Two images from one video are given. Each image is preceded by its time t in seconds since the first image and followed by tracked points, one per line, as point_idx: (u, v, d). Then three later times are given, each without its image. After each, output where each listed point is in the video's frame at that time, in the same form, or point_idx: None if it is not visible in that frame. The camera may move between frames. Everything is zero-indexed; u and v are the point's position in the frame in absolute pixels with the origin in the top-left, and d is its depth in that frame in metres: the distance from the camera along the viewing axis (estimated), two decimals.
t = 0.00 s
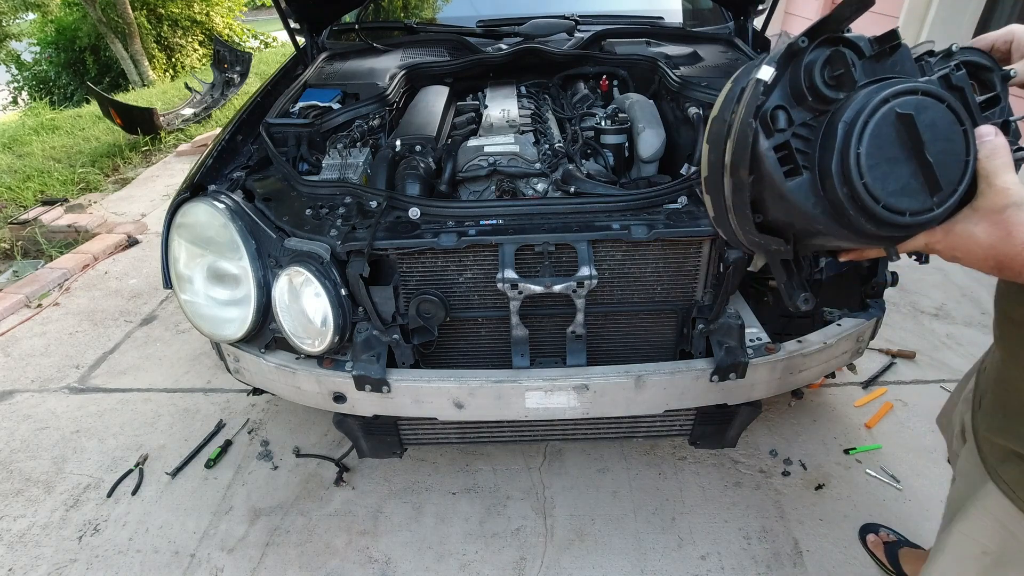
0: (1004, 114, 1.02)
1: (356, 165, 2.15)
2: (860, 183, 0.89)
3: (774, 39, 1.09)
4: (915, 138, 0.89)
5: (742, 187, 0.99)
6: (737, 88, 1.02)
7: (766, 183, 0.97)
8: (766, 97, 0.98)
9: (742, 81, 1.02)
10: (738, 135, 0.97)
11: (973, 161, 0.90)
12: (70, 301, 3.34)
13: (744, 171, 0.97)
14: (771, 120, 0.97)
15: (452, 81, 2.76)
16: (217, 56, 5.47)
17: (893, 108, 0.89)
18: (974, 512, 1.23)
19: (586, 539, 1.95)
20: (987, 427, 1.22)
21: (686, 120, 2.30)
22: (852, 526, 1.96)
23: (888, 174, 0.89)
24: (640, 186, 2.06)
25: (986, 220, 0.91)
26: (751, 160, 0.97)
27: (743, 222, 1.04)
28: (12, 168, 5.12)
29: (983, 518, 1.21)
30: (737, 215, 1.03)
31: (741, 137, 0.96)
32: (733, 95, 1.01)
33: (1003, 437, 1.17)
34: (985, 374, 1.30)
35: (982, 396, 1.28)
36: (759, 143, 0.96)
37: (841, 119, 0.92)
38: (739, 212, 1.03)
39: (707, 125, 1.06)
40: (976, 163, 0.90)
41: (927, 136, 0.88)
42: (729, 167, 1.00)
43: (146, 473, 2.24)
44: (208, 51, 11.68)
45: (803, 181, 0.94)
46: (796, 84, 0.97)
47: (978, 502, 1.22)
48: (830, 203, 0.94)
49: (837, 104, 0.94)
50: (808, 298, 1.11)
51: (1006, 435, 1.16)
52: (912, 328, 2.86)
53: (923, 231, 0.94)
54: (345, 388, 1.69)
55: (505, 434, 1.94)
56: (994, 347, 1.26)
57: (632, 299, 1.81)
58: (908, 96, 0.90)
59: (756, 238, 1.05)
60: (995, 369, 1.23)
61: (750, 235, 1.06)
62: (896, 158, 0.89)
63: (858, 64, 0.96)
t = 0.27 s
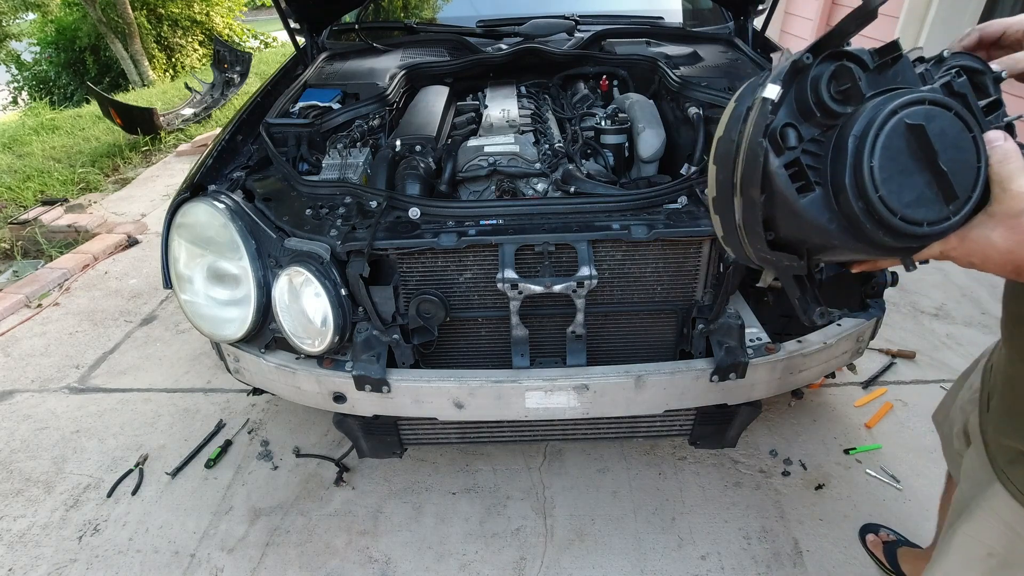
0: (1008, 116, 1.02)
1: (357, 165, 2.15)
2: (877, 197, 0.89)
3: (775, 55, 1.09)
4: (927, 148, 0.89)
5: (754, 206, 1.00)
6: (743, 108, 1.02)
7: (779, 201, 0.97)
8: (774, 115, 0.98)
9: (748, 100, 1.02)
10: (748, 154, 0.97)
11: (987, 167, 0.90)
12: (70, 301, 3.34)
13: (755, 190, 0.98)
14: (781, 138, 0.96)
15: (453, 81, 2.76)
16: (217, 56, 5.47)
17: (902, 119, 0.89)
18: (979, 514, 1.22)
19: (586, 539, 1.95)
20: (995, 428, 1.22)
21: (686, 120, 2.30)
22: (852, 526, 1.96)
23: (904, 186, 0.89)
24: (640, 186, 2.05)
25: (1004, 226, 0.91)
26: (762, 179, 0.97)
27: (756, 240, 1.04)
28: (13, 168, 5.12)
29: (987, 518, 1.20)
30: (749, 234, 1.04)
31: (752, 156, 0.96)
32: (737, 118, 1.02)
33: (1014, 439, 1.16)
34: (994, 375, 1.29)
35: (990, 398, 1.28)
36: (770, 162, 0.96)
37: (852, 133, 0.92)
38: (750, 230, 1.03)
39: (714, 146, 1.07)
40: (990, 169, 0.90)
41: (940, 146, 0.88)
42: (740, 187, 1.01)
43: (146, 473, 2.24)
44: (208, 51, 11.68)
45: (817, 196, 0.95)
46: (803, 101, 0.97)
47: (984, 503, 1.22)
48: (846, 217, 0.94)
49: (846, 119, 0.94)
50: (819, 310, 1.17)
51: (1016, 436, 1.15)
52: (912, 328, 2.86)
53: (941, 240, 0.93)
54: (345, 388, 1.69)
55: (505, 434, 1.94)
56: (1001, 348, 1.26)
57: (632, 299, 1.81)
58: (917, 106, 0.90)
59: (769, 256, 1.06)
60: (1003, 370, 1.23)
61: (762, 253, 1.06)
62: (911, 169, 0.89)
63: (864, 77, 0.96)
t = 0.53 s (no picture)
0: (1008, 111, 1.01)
1: (357, 165, 2.15)
2: (882, 197, 0.89)
3: (775, 56, 1.10)
4: (931, 147, 0.88)
5: (758, 209, 1.01)
6: (748, 111, 1.04)
7: (784, 204, 0.98)
8: (777, 118, 0.98)
9: (752, 104, 1.04)
10: (752, 157, 0.99)
11: (992, 163, 0.89)
12: (70, 301, 3.34)
13: (760, 194, 0.99)
14: (784, 141, 0.97)
15: (453, 81, 2.76)
16: (217, 56, 5.47)
17: (905, 118, 0.89)
18: (981, 511, 1.22)
19: (586, 539, 1.95)
20: (999, 425, 1.22)
21: (686, 120, 2.30)
22: (852, 526, 1.96)
23: (909, 185, 0.89)
24: (640, 186, 2.05)
25: (1010, 222, 0.89)
26: (767, 182, 0.98)
27: (761, 242, 1.05)
28: (13, 168, 5.12)
29: (988, 515, 1.20)
30: (754, 236, 1.05)
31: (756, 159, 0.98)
32: (741, 120, 1.03)
33: (1020, 433, 1.15)
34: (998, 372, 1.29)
35: (995, 395, 1.28)
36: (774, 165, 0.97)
37: (854, 134, 0.92)
38: (755, 232, 1.05)
39: (719, 149, 1.09)
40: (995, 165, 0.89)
41: (944, 144, 0.87)
42: (745, 190, 1.02)
43: (147, 473, 2.24)
44: (208, 51, 11.68)
45: (821, 197, 0.95)
46: (805, 103, 0.98)
47: (985, 500, 1.22)
48: (850, 218, 0.94)
49: (848, 119, 0.94)
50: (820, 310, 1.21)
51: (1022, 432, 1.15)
52: (912, 328, 2.86)
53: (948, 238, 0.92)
54: (345, 388, 1.69)
55: (505, 434, 1.94)
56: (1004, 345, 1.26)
57: (632, 298, 1.81)
58: (920, 105, 0.89)
59: (773, 258, 1.07)
60: (1006, 366, 1.23)
61: (767, 255, 1.07)
62: (915, 169, 0.89)
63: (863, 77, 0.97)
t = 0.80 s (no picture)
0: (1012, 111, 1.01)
1: (357, 165, 2.15)
2: (887, 196, 0.89)
3: (780, 52, 1.09)
4: (936, 146, 0.88)
5: (761, 208, 1.00)
6: (751, 108, 1.03)
7: (787, 202, 0.97)
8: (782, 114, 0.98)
9: (755, 100, 1.03)
10: (756, 154, 0.98)
11: (996, 163, 0.89)
12: (70, 301, 3.34)
13: (763, 192, 0.98)
14: (790, 137, 0.96)
15: (453, 81, 2.76)
16: (217, 56, 5.47)
17: (912, 116, 0.89)
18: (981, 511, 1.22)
19: (586, 539, 1.95)
20: (999, 425, 1.22)
21: (686, 120, 2.30)
22: (852, 526, 1.96)
23: (913, 184, 0.89)
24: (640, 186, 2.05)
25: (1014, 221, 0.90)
26: (771, 181, 0.97)
27: (762, 241, 1.05)
28: (13, 168, 5.12)
29: (988, 515, 1.20)
30: (756, 235, 1.05)
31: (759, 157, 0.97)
32: (744, 117, 1.02)
33: (1022, 433, 1.15)
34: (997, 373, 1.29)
35: (994, 394, 1.28)
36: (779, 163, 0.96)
37: (860, 132, 0.92)
38: (757, 231, 1.04)
39: (721, 146, 1.07)
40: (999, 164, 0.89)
41: (950, 143, 0.87)
42: (747, 188, 1.01)
43: (147, 473, 2.24)
44: (208, 51, 11.68)
45: (825, 196, 0.94)
46: (811, 99, 0.97)
47: (985, 501, 1.21)
48: (855, 217, 0.94)
49: (854, 116, 0.94)
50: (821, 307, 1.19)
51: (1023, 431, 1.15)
52: (912, 328, 2.86)
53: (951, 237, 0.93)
54: (345, 388, 1.69)
55: (505, 434, 1.93)
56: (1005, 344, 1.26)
57: (632, 298, 1.81)
58: (926, 103, 0.89)
59: (774, 257, 1.06)
60: (1006, 366, 1.23)
61: (767, 254, 1.07)
62: (921, 169, 0.89)
63: (871, 73, 0.96)
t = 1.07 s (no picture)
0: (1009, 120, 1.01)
1: (357, 165, 2.14)
2: (884, 199, 0.89)
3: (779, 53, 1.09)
4: (934, 149, 0.88)
5: (758, 208, 1.00)
6: (749, 107, 1.03)
7: (784, 204, 0.97)
8: (779, 114, 0.98)
9: (754, 100, 1.03)
10: (754, 155, 0.98)
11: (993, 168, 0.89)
12: (70, 301, 3.34)
13: (760, 192, 0.98)
14: (787, 138, 0.96)
15: (453, 81, 2.76)
16: (217, 56, 5.47)
17: (909, 119, 0.89)
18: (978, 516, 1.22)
19: (586, 539, 1.95)
20: (997, 428, 1.22)
21: (686, 120, 2.30)
22: (852, 526, 1.96)
23: (911, 187, 0.89)
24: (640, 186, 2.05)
25: (1012, 228, 0.90)
26: (768, 181, 0.97)
27: (760, 242, 1.05)
28: (12, 168, 5.12)
29: (987, 518, 1.20)
30: (753, 236, 1.05)
31: (756, 157, 0.97)
32: (742, 117, 1.02)
33: (1019, 439, 1.15)
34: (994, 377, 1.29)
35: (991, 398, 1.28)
36: (775, 164, 0.96)
37: (857, 133, 0.92)
38: (755, 232, 1.04)
39: (719, 145, 1.07)
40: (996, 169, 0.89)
41: (947, 147, 0.87)
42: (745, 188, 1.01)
43: (147, 473, 2.24)
44: (208, 51, 11.68)
45: (822, 198, 0.94)
46: (809, 100, 0.98)
47: (984, 504, 1.21)
48: (852, 219, 0.94)
49: (852, 118, 0.94)
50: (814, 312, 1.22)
51: (1021, 436, 1.15)
52: (912, 328, 2.86)
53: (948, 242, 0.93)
54: (345, 388, 1.69)
55: (505, 434, 1.93)
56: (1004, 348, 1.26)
57: (632, 298, 1.81)
58: (923, 106, 0.89)
59: (771, 259, 1.06)
60: (1006, 370, 1.23)
61: (765, 255, 1.07)
62: (919, 172, 0.89)
63: (869, 76, 0.96)
